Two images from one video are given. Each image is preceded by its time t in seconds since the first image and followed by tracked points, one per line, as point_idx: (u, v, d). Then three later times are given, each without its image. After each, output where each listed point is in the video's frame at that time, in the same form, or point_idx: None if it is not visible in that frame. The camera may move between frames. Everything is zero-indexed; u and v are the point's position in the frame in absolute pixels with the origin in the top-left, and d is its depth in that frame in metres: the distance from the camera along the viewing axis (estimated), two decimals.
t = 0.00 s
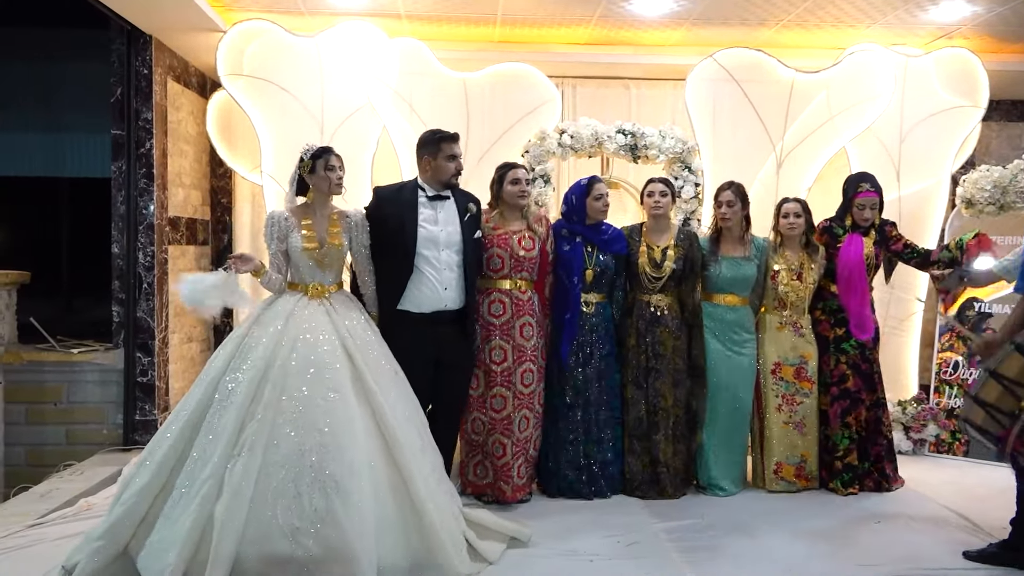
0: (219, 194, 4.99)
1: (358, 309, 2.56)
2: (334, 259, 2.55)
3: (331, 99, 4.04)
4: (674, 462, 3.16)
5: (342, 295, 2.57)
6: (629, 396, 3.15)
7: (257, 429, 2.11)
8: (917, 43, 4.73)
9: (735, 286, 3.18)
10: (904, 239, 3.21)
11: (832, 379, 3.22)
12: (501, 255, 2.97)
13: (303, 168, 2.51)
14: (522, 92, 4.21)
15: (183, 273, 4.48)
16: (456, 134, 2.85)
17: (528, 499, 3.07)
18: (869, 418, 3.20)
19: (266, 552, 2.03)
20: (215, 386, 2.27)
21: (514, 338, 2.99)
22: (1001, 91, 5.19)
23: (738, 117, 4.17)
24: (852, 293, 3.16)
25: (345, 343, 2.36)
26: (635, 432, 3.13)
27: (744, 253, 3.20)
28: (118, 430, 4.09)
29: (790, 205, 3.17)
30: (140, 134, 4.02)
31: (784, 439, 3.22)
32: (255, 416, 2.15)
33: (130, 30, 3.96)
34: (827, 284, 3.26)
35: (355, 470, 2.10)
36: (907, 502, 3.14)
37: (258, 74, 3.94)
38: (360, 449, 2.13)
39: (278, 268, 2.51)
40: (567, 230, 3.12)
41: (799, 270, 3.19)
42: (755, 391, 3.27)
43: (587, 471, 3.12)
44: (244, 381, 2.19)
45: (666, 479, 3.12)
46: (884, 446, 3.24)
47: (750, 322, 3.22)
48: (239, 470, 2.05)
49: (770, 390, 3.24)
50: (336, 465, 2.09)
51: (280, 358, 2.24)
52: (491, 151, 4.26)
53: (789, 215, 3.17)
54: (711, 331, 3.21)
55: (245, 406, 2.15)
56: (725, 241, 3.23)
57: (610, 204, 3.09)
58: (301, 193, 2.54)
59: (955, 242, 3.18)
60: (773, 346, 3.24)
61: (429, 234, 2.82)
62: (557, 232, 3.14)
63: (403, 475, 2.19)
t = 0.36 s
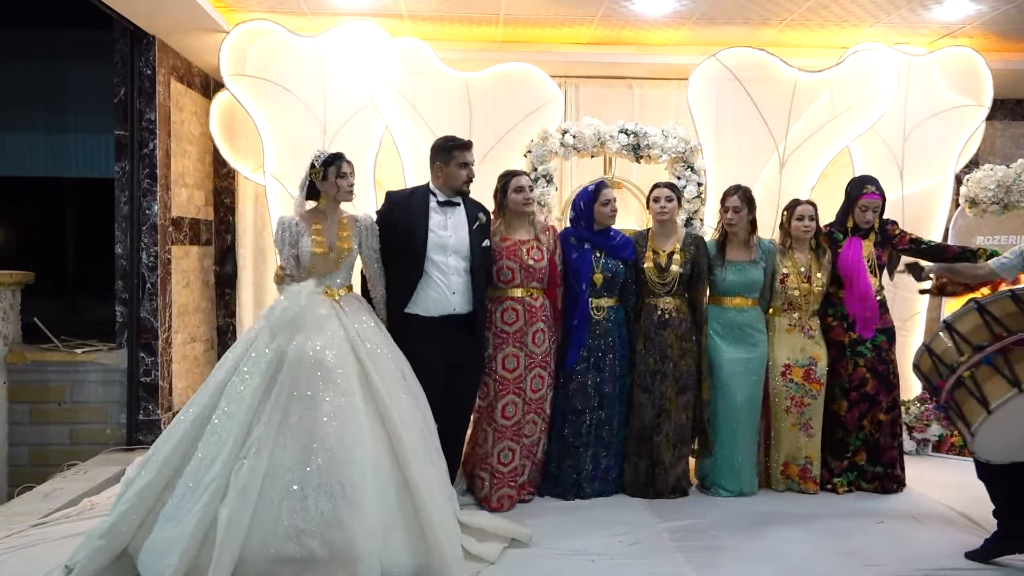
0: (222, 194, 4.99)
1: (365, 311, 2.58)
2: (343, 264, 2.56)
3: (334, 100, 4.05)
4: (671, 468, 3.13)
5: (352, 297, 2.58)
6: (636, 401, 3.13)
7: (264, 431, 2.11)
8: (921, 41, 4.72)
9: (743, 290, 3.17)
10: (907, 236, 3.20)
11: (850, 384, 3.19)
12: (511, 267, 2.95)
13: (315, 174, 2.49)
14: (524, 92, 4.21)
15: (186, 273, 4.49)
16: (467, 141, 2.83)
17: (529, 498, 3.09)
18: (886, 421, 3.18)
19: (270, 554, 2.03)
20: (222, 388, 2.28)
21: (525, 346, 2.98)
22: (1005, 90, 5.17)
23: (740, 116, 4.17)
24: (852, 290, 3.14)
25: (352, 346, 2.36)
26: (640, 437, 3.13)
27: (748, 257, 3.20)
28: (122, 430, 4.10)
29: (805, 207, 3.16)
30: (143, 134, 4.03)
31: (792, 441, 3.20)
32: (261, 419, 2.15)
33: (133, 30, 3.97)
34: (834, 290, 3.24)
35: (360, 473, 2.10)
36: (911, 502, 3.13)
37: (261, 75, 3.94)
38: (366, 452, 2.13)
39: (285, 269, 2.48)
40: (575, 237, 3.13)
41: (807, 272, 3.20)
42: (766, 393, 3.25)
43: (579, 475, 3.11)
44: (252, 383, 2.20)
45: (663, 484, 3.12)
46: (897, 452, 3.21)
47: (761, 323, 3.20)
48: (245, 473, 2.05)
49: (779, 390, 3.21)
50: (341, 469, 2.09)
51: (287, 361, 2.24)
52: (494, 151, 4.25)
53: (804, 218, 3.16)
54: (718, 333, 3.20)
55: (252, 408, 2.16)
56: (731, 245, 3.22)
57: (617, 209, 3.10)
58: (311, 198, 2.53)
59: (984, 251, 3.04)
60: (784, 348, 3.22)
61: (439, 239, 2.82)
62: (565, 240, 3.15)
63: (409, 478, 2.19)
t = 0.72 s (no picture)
0: (223, 194, 5.00)
1: (369, 309, 2.59)
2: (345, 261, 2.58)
3: (336, 101, 4.06)
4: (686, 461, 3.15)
5: (353, 293, 2.59)
6: (640, 395, 3.13)
7: (274, 432, 2.12)
8: (922, 41, 4.72)
9: (748, 286, 3.16)
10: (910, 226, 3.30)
11: (843, 380, 3.20)
12: (511, 255, 2.97)
13: (325, 172, 2.50)
14: (526, 91, 4.21)
15: (188, 273, 4.51)
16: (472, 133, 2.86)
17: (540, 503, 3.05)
18: (884, 418, 3.19)
19: (286, 555, 2.03)
20: (231, 391, 2.29)
21: (522, 338, 2.98)
22: (1006, 90, 5.17)
23: (740, 115, 4.17)
24: (857, 284, 3.12)
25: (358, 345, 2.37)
26: (650, 431, 3.10)
27: (755, 252, 3.18)
28: (123, 430, 4.12)
29: (807, 202, 3.16)
30: (145, 134, 4.04)
31: (797, 438, 3.19)
32: (272, 421, 2.16)
33: (135, 31, 3.98)
34: (834, 283, 3.25)
35: (372, 471, 2.10)
36: (911, 502, 3.14)
37: (262, 76, 3.95)
38: (377, 451, 2.13)
39: (288, 259, 2.46)
40: (578, 231, 3.14)
41: (812, 268, 3.20)
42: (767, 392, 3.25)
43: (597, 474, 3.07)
44: (260, 385, 2.21)
45: (681, 478, 3.11)
46: (900, 449, 3.21)
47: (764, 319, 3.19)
48: (258, 475, 2.06)
49: (782, 389, 3.21)
50: (353, 468, 2.09)
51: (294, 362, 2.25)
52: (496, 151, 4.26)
53: (808, 214, 3.15)
54: (721, 327, 3.19)
55: (261, 410, 2.17)
56: (735, 242, 3.21)
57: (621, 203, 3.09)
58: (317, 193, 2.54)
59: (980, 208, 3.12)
60: (785, 345, 3.22)
61: (447, 235, 2.84)
62: (568, 233, 3.16)
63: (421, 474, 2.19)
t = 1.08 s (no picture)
0: (224, 194, 5.00)
1: (371, 310, 2.60)
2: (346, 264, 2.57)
3: (336, 100, 4.07)
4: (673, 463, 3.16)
5: (354, 295, 2.59)
6: (636, 395, 3.16)
7: (271, 434, 2.12)
8: (922, 42, 4.72)
9: (746, 284, 3.17)
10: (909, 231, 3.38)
11: (846, 380, 3.22)
12: (510, 258, 2.97)
13: (329, 177, 2.49)
14: (526, 92, 4.22)
15: (189, 273, 4.51)
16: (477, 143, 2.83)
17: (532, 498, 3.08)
18: (887, 417, 3.19)
19: (279, 555, 2.04)
20: (229, 389, 2.30)
21: (520, 340, 2.99)
22: (1006, 90, 5.17)
23: (740, 115, 4.17)
24: (860, 288, 3.14)
25: (357, 348, 2.37)
26: (642, 429, 3.15)
27: (752, 251, 3.19)
28: (125, 430, 4.10)
29: (807, 203, 3.15)
30: (146, 135, 4.04)
31: (796, 438, 3.20)
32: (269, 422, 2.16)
33: (136, 32, 3.99)
34: (838, 283, 3.25)
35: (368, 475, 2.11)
36: (912, 502, 3.13)
37: (263, 76, 3.95)
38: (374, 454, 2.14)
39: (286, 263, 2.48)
40: (577, 231, 3.15)
41: (811, 267, 3.18)
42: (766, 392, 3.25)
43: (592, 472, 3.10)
44: (258, 386, 2.21)
45: (670, 477, 3.14)
46: (894, 446, 3.22)
47: (763, 317, 3.20)
48: (254, 476, 2.07)
49: (780, 389, 3.22)
50: (349, 471, 2.10)
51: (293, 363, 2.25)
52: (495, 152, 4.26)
53: (805, 214, 3.15)
54: (720, 329, 3.19)
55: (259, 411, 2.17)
56: (734, 241, 3.21)
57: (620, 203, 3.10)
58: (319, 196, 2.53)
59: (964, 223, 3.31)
60: (784, 346, 3.22)
61: (446, 236, 2.83)
62: (566, 234, 3.16)
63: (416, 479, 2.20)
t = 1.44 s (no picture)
0: (225, 194, 5.00)
1: (384, 310, 2.61)
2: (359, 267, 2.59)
3: (336, 100, 4.06)
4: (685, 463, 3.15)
5: (367, 297, 2.60)
6: (646, 396, 3.15)
7: (285, 437, 2.13)
8: (922, 41, 4.73)
9: (750, 281, 3.17)
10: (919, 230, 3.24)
11: (865, 381, 3.20)
12: (527, 263, 2.97)
13: (345, 183, 2.48)
14: (527, 91, 4.22)
15: (190, 273, 4.52)
16: (490, 159, 2.73)
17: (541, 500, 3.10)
18: (905, 420, 3.20)
19: (292, 558, 2.04)
20: (243, 391, 2.31)
21: (539, 342, 3.00)
22: (1006, 89, 5.17)
23: (741, 115, 4.18)
24: (861, 290, 3.13)
25: (372, 350, 2.38)
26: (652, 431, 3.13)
27: (755, 247, 3.20)
28: (126, 430, 4.11)
29: (806, 204, 3.16)
30: (147, 135, 4.04)
31: (800, 438, 3.20)
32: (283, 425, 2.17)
33: (137, 32, 3.98)
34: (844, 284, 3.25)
35: (382, 478, 2.11)
36: (913, 501, 3.14)
37: (264, 76, 3.96)
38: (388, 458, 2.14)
39: (304, 268, 2.47)
40: (584, 233, 3.13)
41: (818, 267, 3.19)
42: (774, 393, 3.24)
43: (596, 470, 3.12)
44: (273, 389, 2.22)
45: (676, 477, 3.13)
46: (912, 452, 3.22)
47: (769, 316, 3.20)
48: (268, 479, 2.07)
49: (788, 390, 3.21)
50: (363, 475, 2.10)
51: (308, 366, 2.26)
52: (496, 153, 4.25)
53: (806, 215, 3.16)
54: (726, 325, 3.20)
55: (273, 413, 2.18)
56: (736, 237, 3.23)
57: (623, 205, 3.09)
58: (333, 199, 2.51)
59: (992, 243, 3.09)
60: (792, 343, 3.22)
61: (457, 238, 2.83)
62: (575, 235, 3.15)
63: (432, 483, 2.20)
